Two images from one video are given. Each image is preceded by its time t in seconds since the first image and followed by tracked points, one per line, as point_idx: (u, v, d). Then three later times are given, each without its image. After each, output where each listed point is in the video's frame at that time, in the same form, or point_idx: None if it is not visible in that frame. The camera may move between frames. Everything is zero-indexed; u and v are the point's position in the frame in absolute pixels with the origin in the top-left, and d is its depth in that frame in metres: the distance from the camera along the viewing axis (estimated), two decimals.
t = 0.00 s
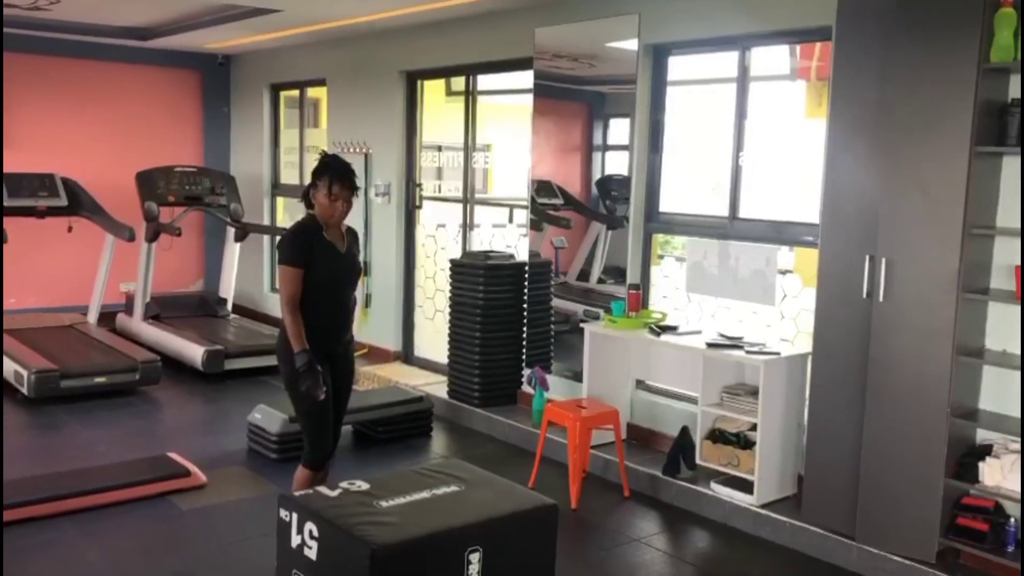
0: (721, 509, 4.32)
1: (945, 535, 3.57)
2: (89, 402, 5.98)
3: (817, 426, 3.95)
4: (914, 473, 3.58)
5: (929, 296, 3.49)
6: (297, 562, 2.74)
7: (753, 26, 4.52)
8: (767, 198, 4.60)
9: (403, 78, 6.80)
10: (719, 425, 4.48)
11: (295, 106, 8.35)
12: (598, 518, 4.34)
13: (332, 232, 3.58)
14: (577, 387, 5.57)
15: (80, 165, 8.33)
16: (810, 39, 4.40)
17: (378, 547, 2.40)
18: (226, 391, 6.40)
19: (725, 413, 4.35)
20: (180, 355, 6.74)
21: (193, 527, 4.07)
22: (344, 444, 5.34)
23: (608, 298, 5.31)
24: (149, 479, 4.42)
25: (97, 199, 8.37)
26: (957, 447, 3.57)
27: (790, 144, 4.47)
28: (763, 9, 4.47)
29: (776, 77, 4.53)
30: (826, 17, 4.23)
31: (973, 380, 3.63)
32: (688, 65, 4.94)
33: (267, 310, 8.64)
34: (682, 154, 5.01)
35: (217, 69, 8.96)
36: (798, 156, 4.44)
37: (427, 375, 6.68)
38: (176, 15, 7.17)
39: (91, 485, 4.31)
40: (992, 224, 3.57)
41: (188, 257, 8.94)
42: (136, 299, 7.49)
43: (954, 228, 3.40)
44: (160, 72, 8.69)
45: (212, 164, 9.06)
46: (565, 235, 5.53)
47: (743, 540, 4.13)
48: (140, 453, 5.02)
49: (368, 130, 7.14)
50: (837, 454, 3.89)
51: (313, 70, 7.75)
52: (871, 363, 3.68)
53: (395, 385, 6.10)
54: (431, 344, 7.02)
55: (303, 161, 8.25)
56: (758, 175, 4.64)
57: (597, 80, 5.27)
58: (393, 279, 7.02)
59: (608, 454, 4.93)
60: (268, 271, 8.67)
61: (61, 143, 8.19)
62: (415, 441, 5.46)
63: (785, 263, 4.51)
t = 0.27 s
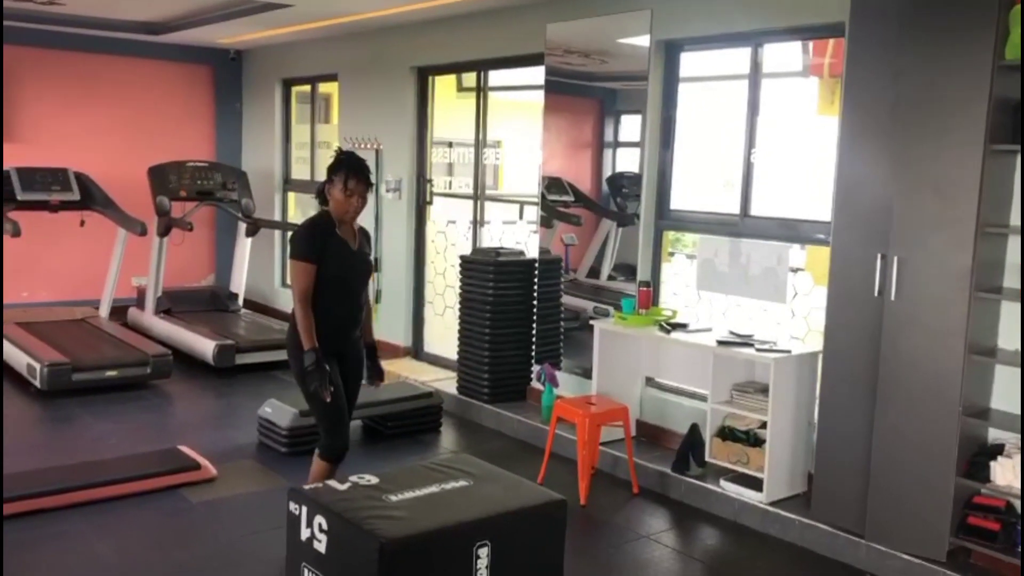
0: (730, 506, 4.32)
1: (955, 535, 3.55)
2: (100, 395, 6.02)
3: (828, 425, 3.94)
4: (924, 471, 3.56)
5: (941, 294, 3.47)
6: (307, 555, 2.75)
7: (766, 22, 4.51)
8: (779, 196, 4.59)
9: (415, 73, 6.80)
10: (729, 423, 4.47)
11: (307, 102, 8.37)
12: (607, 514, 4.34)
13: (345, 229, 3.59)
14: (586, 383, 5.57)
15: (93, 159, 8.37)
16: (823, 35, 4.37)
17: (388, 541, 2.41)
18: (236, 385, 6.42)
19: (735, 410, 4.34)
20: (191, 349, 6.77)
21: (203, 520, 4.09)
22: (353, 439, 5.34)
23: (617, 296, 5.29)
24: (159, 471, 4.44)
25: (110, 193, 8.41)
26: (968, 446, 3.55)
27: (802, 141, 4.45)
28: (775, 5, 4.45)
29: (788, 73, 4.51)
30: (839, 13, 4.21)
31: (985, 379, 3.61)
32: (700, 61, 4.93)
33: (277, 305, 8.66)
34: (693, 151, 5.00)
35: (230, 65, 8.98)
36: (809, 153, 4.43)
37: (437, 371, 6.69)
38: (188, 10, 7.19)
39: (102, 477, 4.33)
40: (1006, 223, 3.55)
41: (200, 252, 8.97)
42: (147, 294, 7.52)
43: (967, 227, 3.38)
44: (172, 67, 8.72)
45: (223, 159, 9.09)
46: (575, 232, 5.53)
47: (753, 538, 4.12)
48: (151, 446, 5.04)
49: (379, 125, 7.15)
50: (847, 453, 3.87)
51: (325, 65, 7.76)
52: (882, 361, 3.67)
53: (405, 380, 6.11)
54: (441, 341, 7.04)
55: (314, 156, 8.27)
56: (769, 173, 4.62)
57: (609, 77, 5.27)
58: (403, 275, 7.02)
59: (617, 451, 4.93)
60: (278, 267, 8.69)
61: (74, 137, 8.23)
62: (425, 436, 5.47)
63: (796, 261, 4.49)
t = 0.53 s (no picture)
0: (739, 503, 4.31)
1: (965, 534, 3.54)
2: (111, 387, 6.04)
3: (837, 423, 3.93)
4: (934, 471, 3.55)
5: (954, 293, 3.45)
6: (316, 548, 2.76)
7: (778, 18, 4.48)
8: (790, 192, 4.57)
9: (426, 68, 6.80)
10: (739, 420, 4.46)
11: (317, 96, 8.38)
12: (615, 511, 4.34)
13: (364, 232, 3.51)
14: (596, 379, 5.56)
15: (104, 152, 8.40)
16: (836, 32, 4.35)
17: (395, 535, 2.41)
18: (246, 379, 6.44)
19: (745, 408, 4.32)
20: (201, 342, 6.79)
21: (213, 512, 4.11)
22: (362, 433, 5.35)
23: (626, 291, 5.33)
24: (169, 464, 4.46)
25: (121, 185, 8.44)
26: (979, 445, 3.54)
27: (814, 138, 4.43)
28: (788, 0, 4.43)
29: (800, 70, 4.48)
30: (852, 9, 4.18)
31: (997, 378, 3.60)
32: (712, 57, 4.91)
33: (287, 299, 8.68)
34: (704, 148, 4.98)
35: (241, 58, 9.00)
36: (820, 149, 4.41)
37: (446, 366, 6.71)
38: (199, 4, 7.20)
39: (112, 469, 4.35)
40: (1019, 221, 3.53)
41: (210, 245, 8.99)
42: (158, 286, 7.55)
43: (980, 225, 3.36)
44: (184, 60, 8.73)
45: (234, 153, 9.11)
46: (585, 228, 5.51)
47: (761, 535, 4.11)
48: (162, 438, 5.07)
49: (389, 120, 7.15)
50: (857, 451, 3.86)
51: (335, 60, 7.76)
52: (894, 359, 3.65)
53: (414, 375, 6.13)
54: (450, 335, 7.05)
55: (324, 151, 8.29)
56: (780, 169, 4.60)
57: (620, 72, 5.26)
58: (413, 270, 7.02)
59: (625, 448, 4.92)
60: (289, 261, 8.71)
61: (86, 130, 8.26)
62: (434, 431, 5.48)
63: (807, 259, 4.47)
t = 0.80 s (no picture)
0: (745, 500, 4.31)
1: (972, 533, 3.53)
2: (118, 380, 6.06)
3: (844, 421, 3.92)
4: (941, 469, 3.54)
5: (963, 291, 3.44)
6: (322, 542, 2.76)
7: (788, 14, 4.46)
8: (799, 189, 4.55)
9: (434, 63, 6.79)
10: (745, 417, 4.45)
11: (325, 90, 8.38)
12: (621, 507, 4.34)
13: (393, 265, 3.30)
14: (602, 375, 5.56)
15: (112, 145, 8.41)
16: (846, 29, 4.32)
17: (402, 529, 2.41)
18: (253, 372, 6.45)
19: (752, 406, 4.31)
20: (208, 335, 6.80)
21: (219, 505, 4.11)
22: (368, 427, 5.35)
23: (634, 288, 5.29)
24: (175, 456, 4.47)
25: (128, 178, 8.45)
26: (987, 444, 3.52)
27: (822, 134, 4.41)
28: None
29: (810, 67, 4.46)
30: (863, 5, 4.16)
31: (1005, 376, 3.58)
32: (721, 53, 4.89)
33: (294, 293, 8.69)
34: (712, 144, 4.97)
35: (249, 52, 9.00)
36: (828, 146, 4.39)
37: (453, 361, 6.71)
38: None
39: (119, 461, 4.37)
40: None
41: (217, 238, 9.01)
42: (165, 279, 7.56)
43: (991, 223, 3.34)
44: (193, 54, 8.74)
45: (241, 147, 9.11)
46: (592, 224, 5.51)
47: (768, 532, 4.11)
48: (168, 431, 5.07)
49: (397, 114, 7.15)
50: (864, 449, 3.85)
51: (343, 54, 7.75)
52: (903, 357, 3.64)
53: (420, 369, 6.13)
54: (456, 330, 7.05)
55: (332, 145, 8.29)
56: (789, 166, 4.59)
57: (628, 67, 5.24)
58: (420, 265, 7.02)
59: (631, 444, 4.92)
60: (295, 255, 8.72)
61: (94, 122, 8.27)
62: (440, 426, 5.48)
63: (815, 256, 4.46)
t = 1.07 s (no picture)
0: (747, 496, 4.31)
1: (974, 529, 3.54)
2: (121, 374, 6.07)
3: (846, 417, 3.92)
4: (942, 465, 3.54)
5: (966, 287, 3.43)
6: (324, 537, 2.76)
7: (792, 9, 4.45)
8: (801, 184, 4.54)
9: (437, 57, 6.78)
10: (748, 412, 4.42)
11: (328, 85, 8.38)
12: (623, 502, 4.34)
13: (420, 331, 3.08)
14: (603, 371, 5.58)
15: (115, 139, 8.42)
16: (850, 24, 4.31)
17: (404, 525, 2.41)
18: (256, 367, 6.45)
19: (754, 401, 4.31)
20: (211, 330, 6.81)
21: (222, 499, 4.12)
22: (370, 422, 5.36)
23: (635, 283, 5.31)
24: (178, 450, 4.47)
25: (131, 172, 8.45)
26: (990, 440, 3.52)
27: (825, 130, 4.40)
28: None
29: (813, 62, 4.45)
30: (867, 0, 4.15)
31: (1008, 373, 3.58)
32: (724, 48, 4.88)
33: (297, 288, 8.70)
34: (715, 140, 4.97)
35: (252, 46, 9.00)
36: (831, 142, 4.38)
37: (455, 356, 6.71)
38: None
39: (123, 455, 4.38)
40: None
41: (220, 232, 9.01)
42: (168, 273, 7.56)
43: (995, 219, 3.34)
44: (196, 48, 8.74)
45: (244, 141, 9.11)
46: (594, 219, 5.51)
47: (769, 528, 4.11)
48: (171, 425, 5.08)
49: (400, 109, 7.14)
50: (866, 445, 3.85)
51: (347, 48, 7.75)
52: (906, 353, 3.64)
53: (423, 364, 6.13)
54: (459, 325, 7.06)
55: (335, 139, 8.29)
56: (791, 161, 4.58)
57: (631, 62, 5.24)
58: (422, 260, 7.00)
59: (633, 439, 4.92)
60: (298, 249, 8.72)
61: (97, 116, 8.27)
62: (442, 421, 5.48)
63: (818, 252, 4.46)
